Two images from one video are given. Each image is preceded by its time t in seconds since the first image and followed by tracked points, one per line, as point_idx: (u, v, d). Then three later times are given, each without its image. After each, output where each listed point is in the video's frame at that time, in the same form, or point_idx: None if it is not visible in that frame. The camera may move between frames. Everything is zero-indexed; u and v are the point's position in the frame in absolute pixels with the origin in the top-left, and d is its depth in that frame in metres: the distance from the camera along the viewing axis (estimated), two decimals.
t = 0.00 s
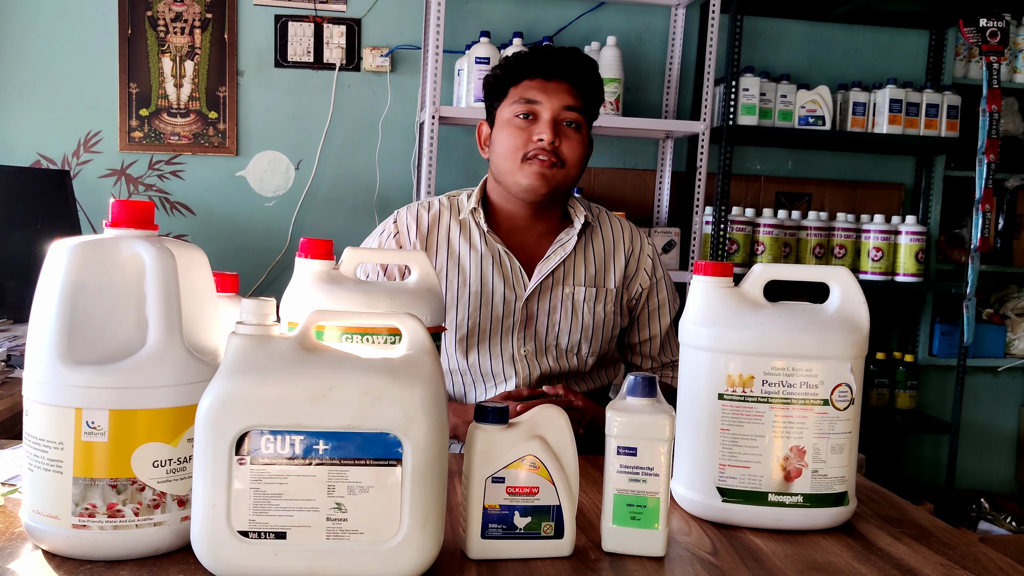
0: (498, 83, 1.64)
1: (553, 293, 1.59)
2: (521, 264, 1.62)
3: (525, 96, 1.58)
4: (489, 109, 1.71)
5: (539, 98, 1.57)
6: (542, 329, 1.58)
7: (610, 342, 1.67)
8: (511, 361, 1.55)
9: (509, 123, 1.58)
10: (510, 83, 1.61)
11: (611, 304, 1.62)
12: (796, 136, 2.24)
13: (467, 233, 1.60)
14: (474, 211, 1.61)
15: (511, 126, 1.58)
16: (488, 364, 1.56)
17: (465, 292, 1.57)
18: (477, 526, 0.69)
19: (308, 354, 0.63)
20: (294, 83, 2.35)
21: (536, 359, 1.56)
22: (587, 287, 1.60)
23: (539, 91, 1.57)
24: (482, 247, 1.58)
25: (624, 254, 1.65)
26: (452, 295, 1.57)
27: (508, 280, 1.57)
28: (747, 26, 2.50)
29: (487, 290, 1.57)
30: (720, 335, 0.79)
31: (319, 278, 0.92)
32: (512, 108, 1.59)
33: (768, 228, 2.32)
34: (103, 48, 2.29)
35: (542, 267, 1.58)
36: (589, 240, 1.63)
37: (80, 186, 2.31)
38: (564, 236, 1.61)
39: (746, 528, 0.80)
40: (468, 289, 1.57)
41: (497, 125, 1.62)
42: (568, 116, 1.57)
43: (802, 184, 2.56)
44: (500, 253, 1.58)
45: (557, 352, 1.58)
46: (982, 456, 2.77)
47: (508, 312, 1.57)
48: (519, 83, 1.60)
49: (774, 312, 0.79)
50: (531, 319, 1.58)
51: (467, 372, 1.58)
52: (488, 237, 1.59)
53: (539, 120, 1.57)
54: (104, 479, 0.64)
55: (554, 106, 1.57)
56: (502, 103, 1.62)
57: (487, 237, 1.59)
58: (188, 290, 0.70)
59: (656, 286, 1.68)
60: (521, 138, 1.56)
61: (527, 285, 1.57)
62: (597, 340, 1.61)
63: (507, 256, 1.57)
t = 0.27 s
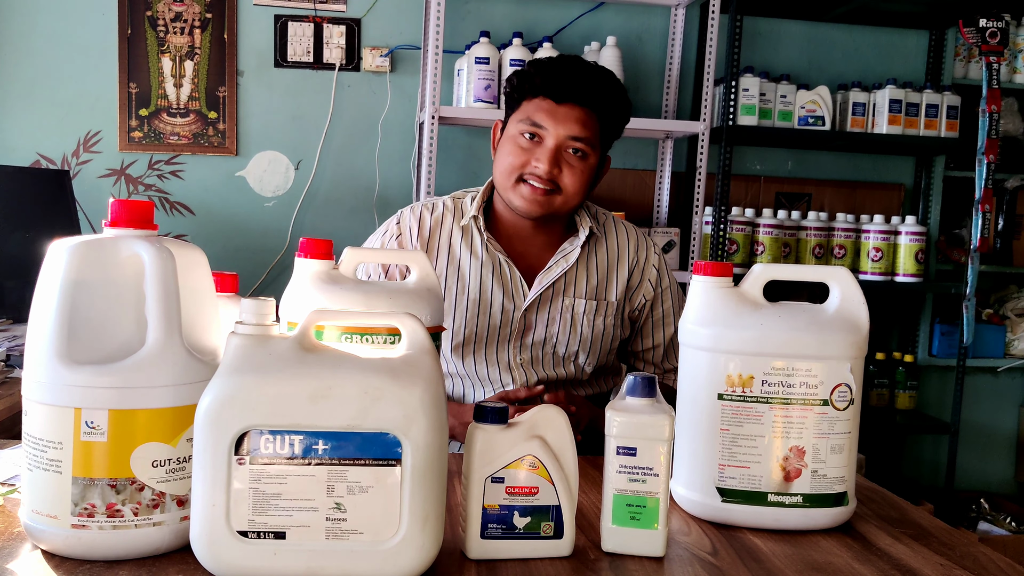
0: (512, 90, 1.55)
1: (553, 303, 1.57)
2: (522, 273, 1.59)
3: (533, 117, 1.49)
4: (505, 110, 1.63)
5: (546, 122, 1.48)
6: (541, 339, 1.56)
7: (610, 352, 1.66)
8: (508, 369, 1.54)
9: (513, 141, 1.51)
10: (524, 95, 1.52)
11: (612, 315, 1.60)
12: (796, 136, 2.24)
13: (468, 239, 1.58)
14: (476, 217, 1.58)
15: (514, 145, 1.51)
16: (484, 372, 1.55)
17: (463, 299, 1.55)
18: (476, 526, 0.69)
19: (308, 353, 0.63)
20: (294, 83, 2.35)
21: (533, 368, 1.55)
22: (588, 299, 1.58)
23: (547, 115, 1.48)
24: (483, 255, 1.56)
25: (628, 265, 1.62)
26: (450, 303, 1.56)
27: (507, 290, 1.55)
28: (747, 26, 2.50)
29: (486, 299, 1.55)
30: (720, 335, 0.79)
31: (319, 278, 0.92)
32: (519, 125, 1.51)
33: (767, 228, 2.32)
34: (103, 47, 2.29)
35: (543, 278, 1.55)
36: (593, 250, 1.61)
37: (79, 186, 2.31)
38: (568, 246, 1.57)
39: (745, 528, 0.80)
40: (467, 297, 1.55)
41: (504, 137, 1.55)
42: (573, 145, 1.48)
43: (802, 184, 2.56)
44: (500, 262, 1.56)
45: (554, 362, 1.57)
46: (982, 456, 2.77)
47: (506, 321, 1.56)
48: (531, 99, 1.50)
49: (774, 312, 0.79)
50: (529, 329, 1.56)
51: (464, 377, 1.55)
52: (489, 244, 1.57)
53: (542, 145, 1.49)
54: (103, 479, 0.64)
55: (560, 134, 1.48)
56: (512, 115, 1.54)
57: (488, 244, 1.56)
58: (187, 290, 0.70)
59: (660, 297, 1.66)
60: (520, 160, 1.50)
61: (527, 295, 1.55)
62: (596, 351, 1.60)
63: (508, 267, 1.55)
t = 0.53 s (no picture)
0: (518, 99, 1.52)
1: (565, 312, 1.56)
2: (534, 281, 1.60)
3: (548, 126, 1.47)
4: (505, 121, 1.59)
5: (564, 130, 1.47)
6: (553, 348, 1.56)
7: (622, 359, 1.65)
8: (518, 379, 1.54)
9: (531, 154, 1.49)
10: (533, 104, 1.49)
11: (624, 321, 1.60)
12: (797, 136, 2.24)
13: (478, 247, 1.58)
14: (487, 225, 1.57)
15: (532, 156, 1.49)
16: (495, 381, 1.55)
17: (473, 309, 1.55)
18: (477, 527, 0.69)
19: (308, 354, 0.63)
20: (294, 83, 2.35)
21: (543, 378, 1.54)
22: (600, 306, 1.58)
23: (564, 122, 1.47)
24: (495, 264, 1.56)
25: (638, 270, 1.62)
26: (460, 314, 1.55)
27: (518, 300, 1.55)
28: (747, 26, 2.50)
29: (498, 307, 1.55)
30: (721, 335, 0.78)
31: (320, 278, 0.92)
32: (533, 136, 1.49)
33: (768, 228, 2.32)
34: (103, 47, 2.28)
35: (554, 287, 1.54)
36: (604, 256, 1.60)
37: (80, 185, 2.31)
38: (579, 254, 1.57)
39: (746, 529, 0.79)
40: (477, 307, 1.55)
41: (517, 150, 1.53)
42: (594, 148, 1.48)
43: (802, 185, 2.56)
44: (511, 271, 1.56)
45: (566, 372, 1.56)
46: (982, 456, 2.77)
47: (517, 331, 1.55)
48: (543, 109, 1.48)
49: (775, 313, 0.79)
50: (540, 338, 1.55)
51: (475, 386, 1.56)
52: (501, 253, 1.57)
53: (562, 152, 1.48)
54: (104, 479, 0.64)
55: (580, 139, 1.47)
56: (522, 126, 1.52)
57: (500, 253, 1.56)
58: (188, 290, 0.70)
59: (670, 301, 1.66)
60: (543, 172, 1.48)
61: (538, 304, 1.54)
62: (608, 359, 1.59)
63: (521, 276, 1.55)
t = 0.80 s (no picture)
0: (514, 103, 1.50)
1: (559, 320, 1.56)
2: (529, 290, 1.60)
3: (539, 134, 1.46)
4: (505, 123, 1.58)
5: (555, 139, 1.45)
6: (545, 356, 1.56)
7: (618, 368, 1.65)
8: (509, 384, 1.54)
9: (521, 160, 1.49)
10: (527, 110, 1.47)
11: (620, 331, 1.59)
12: (798, 136, 2.24)
13: (474, 253, 1.58)
14: (482, 231, 1.57)
15: (523, 163, 1.49)
16: (486, 386, 1.54)
17: (466, 315, 1.56)
18: (478, 527, 0.69)
19: (310, 354, 0.63)
20: (296, 82, 2.35)
21: (535, 385, 1.54)
22: (595, 315, 1.58)
23: (555, 131, 1.45)
24: (489, 270, 1.56)
25: (636, 279, 1.62)
26: (454, 319, 1.56)
27: (512, 307, 1.55)
28: (749, 26, 2.50)
29: (491, 315, 1.55)
30: (723, 335, 0.78)
31: (321, 277, 0.92)
32: (525, 142, 1.48)
33: (769, 228, 2.32)
34: (105, 47, 2.29)
35: (548, 296, 1.53)
36: (601, 265, 1.61)
37: (81, 185, 2.31)
38: (574, 262, 1.57)
39: (748, 529, 0.79)
40: (471, 314, 1.56)
41: (510, 154, 1.53)
42: (585, 159, 1.46)
43: (804, 185, 2.56)
44: (506, 278, 1.56)
45: (559, 380, 1.56)
46: (982, 457, 2.77)
47: (510, 337, 1.55)
48: (536, 115, 1.46)
49: (777, 313, 0.79)
50: (533, 345, 1.56)
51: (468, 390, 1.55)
52: (496, 260, 1.56)
53: (553, 161, 1.47)
54: (105, 478, 0.64)
55: (571, 149, 1.45)
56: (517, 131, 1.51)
57: (495, 258, 1.56)
58: (190, 290, 0.70)
59: (668, 310, 1.66)
60: (531, 181, 1.48)
61: (532, 311, 1.54)
62: (602, 369, 1.59)
63: (515, 283, 1.54)
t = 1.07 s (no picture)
0: (512, 96, 1.52)
1: (554, 312, 1.56)
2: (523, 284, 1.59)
3: (549, 119, 1.48)
4: (496, 121, 1.59)
5: (565, 123, 1.47)
6: (541, 351, 1.55)
7: (615, 362, 1.64)
8: (505, 384, 1.54)
9: (533, 149, 1.49)
10: (529, 100, 1.50)
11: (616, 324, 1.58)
12: (800, 136, 2.24)
13: (467, 249, 1.58)
14: (475, 227, 1.57)
15: (534, 151, 1.49)
16: (483, 382, 1.55)
17: (461, 310, 1.56)
18: (480, 526, 0.69)
19: (312, 353, 0.63)
20: (297, 82, 2.35)
21: (532, 381, 1.54)
22: (590, 307, 1.57)
23: (564, 115, 1.47)
24: (483, 266, 1.56)
25: (630, 271, 1.61)
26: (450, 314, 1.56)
27: (507, 302, 1.55)
28: (751, 26, 2.50)
29: (485, 309, 1.55)
30: (725, 335, 0.78)
31: (323, 277, 0.92)
32: (533, 132, 1.49)
33: (771, 228, 2.32)
34: (107, 46, 2.29)
35: (543, 287, 1.54)
36: (595, 256, 1.60)
37: (83, 184, 2.31)
38: (568, 253, 1.57)
39: (749, 529, 0.79)
40: (466, 310, 1.56)
41: (515, 147, 1.52)
42: (593, 138, 1.49)
43: (806, 184, 2.56)
44: (500, 274, 1.56)
45: (556, 375, 1.55)
46: (984, 457, 2.77)
47: (505, 332, 1.55)
48: (540, 102, 1.49)
49: (779, 312, 0.79)
50: (529, 340, 1.55)
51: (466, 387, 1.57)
52: (490, 254, 1.57)
53: (564, 145, 1.49)
54: (107, 478, 0.64)
55: (581, 131, 1.48)
56: (521, 122, 1.52)
57: (489, 254, 1.56)
58: (191, 288, 0.70)
59: (665, 302, 1.64)
60: (547, 167, 1.48)
61: (527, 305, 1.54)
62: (600, 362, 1.58)
63: (510, 278, 1.54)
